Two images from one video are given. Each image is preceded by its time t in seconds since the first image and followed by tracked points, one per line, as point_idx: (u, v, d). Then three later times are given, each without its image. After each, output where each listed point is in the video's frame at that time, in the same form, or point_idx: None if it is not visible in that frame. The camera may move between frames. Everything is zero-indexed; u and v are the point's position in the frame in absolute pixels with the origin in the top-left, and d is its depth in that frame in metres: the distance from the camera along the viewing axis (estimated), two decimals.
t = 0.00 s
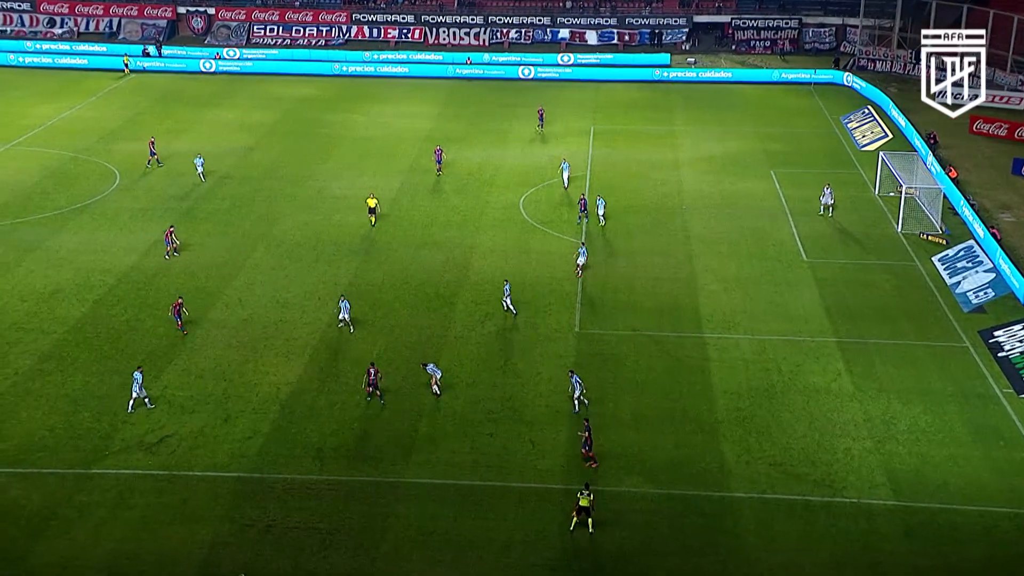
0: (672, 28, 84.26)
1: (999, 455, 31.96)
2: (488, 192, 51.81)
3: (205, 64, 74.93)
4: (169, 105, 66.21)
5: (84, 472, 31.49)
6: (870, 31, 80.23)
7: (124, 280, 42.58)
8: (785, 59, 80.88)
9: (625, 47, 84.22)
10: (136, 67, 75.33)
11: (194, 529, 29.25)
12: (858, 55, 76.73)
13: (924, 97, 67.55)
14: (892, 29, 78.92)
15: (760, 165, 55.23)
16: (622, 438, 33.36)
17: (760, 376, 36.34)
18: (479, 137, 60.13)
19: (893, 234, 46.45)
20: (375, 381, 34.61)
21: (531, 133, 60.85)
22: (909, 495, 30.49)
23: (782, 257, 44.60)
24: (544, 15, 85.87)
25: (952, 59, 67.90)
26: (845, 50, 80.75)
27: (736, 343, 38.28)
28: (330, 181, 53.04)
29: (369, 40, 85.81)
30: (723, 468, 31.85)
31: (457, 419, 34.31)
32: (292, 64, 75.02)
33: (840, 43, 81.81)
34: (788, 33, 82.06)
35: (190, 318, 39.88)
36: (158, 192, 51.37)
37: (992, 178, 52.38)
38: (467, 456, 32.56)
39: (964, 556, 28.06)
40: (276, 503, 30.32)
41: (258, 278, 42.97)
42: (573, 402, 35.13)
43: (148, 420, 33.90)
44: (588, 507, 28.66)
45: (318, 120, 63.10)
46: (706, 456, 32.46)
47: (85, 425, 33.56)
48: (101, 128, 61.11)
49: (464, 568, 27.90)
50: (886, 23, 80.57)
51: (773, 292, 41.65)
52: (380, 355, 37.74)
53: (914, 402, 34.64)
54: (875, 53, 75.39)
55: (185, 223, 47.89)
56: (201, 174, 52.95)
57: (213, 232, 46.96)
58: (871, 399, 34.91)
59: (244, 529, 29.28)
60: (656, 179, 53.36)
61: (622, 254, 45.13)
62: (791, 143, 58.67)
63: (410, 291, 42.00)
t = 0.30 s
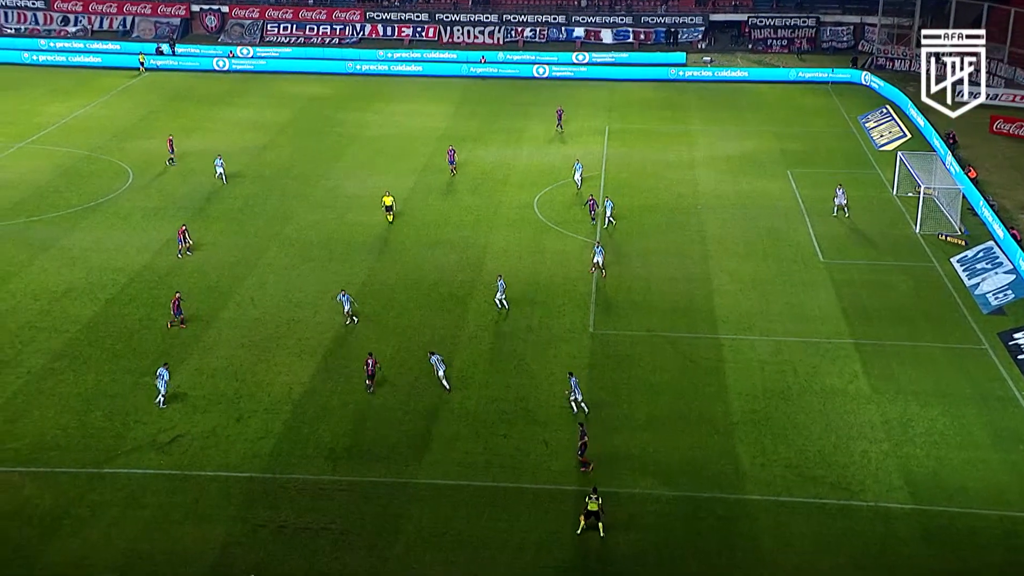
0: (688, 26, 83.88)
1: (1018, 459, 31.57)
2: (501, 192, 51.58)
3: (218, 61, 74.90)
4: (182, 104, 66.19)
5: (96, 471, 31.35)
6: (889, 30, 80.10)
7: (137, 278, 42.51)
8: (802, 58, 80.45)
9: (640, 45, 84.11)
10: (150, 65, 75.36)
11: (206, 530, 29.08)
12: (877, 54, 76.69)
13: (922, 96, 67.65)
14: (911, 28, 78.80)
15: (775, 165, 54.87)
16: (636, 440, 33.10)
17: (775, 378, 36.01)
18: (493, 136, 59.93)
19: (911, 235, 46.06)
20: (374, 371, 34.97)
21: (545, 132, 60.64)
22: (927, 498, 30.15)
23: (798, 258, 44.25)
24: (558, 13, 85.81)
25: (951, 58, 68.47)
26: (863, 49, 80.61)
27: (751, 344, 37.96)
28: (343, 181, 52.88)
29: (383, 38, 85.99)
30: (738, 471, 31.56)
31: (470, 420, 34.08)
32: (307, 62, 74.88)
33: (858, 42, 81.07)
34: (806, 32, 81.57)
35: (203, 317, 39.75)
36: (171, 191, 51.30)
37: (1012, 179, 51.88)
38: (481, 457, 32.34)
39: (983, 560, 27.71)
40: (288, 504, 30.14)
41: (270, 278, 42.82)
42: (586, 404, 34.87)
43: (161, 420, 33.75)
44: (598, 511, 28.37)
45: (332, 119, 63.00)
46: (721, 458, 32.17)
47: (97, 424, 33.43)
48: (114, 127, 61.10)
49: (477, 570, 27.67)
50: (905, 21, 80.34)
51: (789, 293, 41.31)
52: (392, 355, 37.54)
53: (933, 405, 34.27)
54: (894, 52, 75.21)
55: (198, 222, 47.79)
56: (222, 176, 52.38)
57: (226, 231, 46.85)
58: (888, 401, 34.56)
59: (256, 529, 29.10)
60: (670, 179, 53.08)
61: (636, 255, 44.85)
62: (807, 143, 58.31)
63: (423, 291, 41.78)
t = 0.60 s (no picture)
0: (700, 25, 83.42)
1: None
2: (511, 191, 51.39)
3: (227, 60, 74.91)
4: (191, 102, 66.13)
5: (103, 471, 31.22)
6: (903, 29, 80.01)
7: (145, 278, 42.41)
8: (815, 56, 80.36)
9: (652, 44, 83.89)
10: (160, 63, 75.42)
11: (214, 530, 28.93)
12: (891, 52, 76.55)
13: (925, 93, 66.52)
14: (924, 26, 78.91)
15: (786, 164, 54.54)
16: (645, 441, 32.85)
17: (787, 379, 35.72)
18: (503, 136, 59.74)
19: (925, 235, 45.71)
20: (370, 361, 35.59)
21: (554, 131, 60.43)
22: (940, 501, 29.83)
23: (810, 258, 43.92)
24: (569, 11, 85.68)
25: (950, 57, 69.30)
26: (876, 48, 80.61)
27: (762, 345, 37.67)
28: (353, 180, 52.72)
29: (392, 37, 86.00)
30: (749, 473, 31.28)
31: (479, 421, 33.87)
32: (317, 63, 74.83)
33: (871, 40, 81.07)
34: (818, 31, 81.52)
35: (211, 317, 39.61)
36: (179, 190, 51.21)
37: None
38: (489, 458, 32.12)
39: (997, 564, 27.38)
40: (296, 505, 29.97)
41: (279, 277, 42.69)
42: (596, 405, 34.63)
43: (169, 420, 33.61)
44: (599, 512, 28.11)
45: (342, 118, 62.88)
46: (731, 460, 31.89)
47: (105, 424, 33.31)
48: (123, 126, 61.08)
49: (485, 572, 27.46)
50: (919, 20, 80.26)
51: (800, 294, 41.00)
52: (401, 355, 37.36)
53: (946, 407, 33.94)
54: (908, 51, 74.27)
55: (206, 221, 47.69)
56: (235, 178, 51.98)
57: (234, 231, 46.74)
58: (901, 403, 34.24)
59: (263, 530, 28.94)
60: (681, 179, 52.81)
61: (647, 255, 44.60)
62: (819, 143, 57.94)
63: (432, 291, 41.59)
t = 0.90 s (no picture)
0: (707, 23, 83.33)
1: None
2: (517, 190, 51.19)
3: (231, 59, 74.78)
4: (195, 101, 65.99)
5: (106, 472, 31.03)
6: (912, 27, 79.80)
7: (149, 277, 42.22)
8: (823, 56, 80.56)
9: (659, 43, 83.84)
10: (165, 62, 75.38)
11: (218, 531, 28.72)
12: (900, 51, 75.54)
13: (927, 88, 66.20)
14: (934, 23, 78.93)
15: (793, 164, 54.28)
16: (651, 442, 32.62)
17: (794, 380, 35.46)
18: (508, 135, 59.55)
19: (934, 236, 45.44)
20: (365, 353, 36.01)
21: (559, 131, 60.23)
22: (949, 504, 29.56)
23: (818, 258, 43.65)
24: (576, 10, 85.63)
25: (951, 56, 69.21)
26: (885, 46, 80.84)
27: (769, 346, 37.42)
28: (357, 179, 52.54)
29: (398, 36, 85.82)
30: (756, 474, 31.04)
31: (484, 421, 33.65)
32: (323, 61, 74.63)
33: (880, 39, 81.40)
34: (826, 29, 81.80)
35: (215, 317, 39.42)
36: (183, 189, 51.05)
37: None
38: (494, 458, 31.91)
39: (1007, 566, 27.10)
40: (300, 505, 29.77)
41: (283, 277, 42.50)
42: (601, 406, 34.39)
43: (172, 420, 33.41)
44: (603, 512, 27.87)
45: (347, 117, 62.69)
46: (738, 461, 31.64)
47: (108, 424, 33.12)
48: (126, 124, 60.93)
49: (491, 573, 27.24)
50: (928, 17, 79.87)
51: (808, 295, 40.74)
52: (405, 355, 37.15)
53: (955, 409, 33.67)
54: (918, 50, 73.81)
55: (210, 221, 47.51)
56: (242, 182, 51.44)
57: (238, 230, 46.55)
58: (909, 405, 33.96)
59: (267, 531, 28.73)
60: (687, 178, 52.57)
61: (654, 255, 44.37)
62: (825, 142, 57.67)
63: (437, 291, 41.38)
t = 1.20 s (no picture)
0: (718, 22, 83.38)
1: None
2: (526, 190, 50.98)
3: (239, 58, 74.73)
4: (203, 100, 65.89)
5: (114, 472, 30.88)
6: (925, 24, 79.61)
7: (157, 277, 42.08)
8: (835, 55, 80.18)
9: (669, 41, 84.00)
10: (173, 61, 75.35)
11: (225, 532, 28.56)
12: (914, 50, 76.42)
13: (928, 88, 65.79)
14: (948, 21, 78.72)
15: (803, 164, 53.97)
16: (660, 443, 32.37)
17: (805, 382, 35.18)
18: (517, 134, 59.35)
19: (947, 236, 45.10)
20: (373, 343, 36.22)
21: (569, 130, 60.03)
22: (963, 507, 29.24)
23: (829, 259, 43.35)
24: (585, 8, 85.86)
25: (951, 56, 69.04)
26: (898, 45, 80.57)
27: (780, 347, 37.14)
28: (366, 179, 52.37)
29: (406, 34, 85.33)
30: (767, 476, 30.76)
31: (492, 422, 33.43)
32: (329, 58, 74.38)
33: (892, 37, 81.21)
34: (838, 28, 81.56)
35: (223, 317, 39.27)
36: (191, 188, 50.93)
37: None
38: (503, 460, 31.69)
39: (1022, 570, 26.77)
40: (308, 506, 29.58)
41: (291, 277, 42.31)
42: (610, 407, 34.14)
43: (180, 420, 33.25)
44: (609, 513, 27.72)
45: (355, 116, 62.56)
46: (748, 463, 31.38)
47: (116, 424, 32.97)
48: (135, 123, 60.83)
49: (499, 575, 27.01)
50: (942, 16, 79.52)
51: (820, 296, 40.44)
52: (413, 355, 36.95)
53: (967, 411, 33.35)
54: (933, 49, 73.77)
55: (218, 220, 47.36)
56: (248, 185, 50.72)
57: (246, 229, 46.40)
58: (921, 407, 33.65)
59: (275, 532, 28.54)
60: (698, 178, 52.28)
61: (663, 255, 44.11)
62: (836, 142, 57.33)
63: (446, 291, 41.16)
